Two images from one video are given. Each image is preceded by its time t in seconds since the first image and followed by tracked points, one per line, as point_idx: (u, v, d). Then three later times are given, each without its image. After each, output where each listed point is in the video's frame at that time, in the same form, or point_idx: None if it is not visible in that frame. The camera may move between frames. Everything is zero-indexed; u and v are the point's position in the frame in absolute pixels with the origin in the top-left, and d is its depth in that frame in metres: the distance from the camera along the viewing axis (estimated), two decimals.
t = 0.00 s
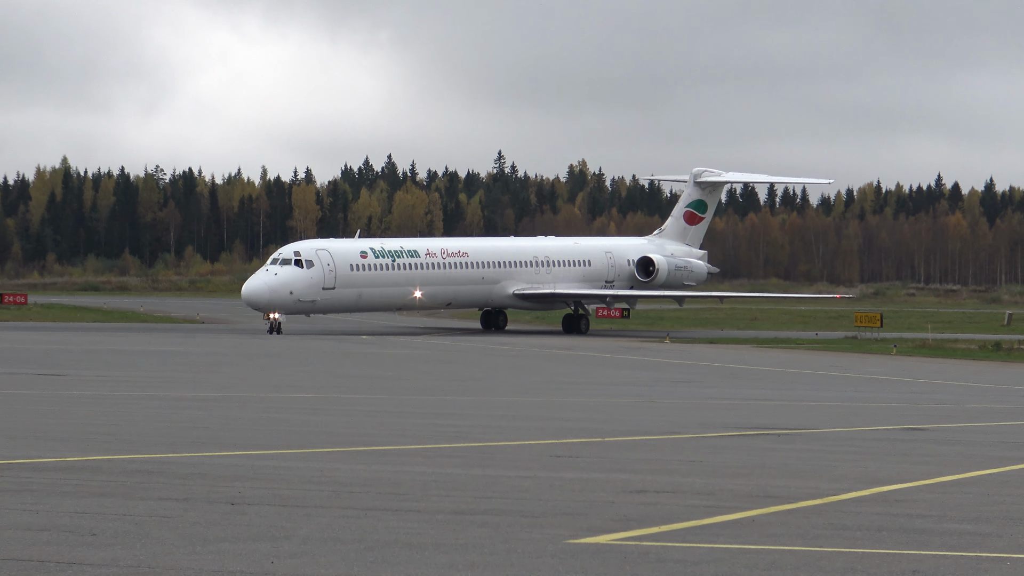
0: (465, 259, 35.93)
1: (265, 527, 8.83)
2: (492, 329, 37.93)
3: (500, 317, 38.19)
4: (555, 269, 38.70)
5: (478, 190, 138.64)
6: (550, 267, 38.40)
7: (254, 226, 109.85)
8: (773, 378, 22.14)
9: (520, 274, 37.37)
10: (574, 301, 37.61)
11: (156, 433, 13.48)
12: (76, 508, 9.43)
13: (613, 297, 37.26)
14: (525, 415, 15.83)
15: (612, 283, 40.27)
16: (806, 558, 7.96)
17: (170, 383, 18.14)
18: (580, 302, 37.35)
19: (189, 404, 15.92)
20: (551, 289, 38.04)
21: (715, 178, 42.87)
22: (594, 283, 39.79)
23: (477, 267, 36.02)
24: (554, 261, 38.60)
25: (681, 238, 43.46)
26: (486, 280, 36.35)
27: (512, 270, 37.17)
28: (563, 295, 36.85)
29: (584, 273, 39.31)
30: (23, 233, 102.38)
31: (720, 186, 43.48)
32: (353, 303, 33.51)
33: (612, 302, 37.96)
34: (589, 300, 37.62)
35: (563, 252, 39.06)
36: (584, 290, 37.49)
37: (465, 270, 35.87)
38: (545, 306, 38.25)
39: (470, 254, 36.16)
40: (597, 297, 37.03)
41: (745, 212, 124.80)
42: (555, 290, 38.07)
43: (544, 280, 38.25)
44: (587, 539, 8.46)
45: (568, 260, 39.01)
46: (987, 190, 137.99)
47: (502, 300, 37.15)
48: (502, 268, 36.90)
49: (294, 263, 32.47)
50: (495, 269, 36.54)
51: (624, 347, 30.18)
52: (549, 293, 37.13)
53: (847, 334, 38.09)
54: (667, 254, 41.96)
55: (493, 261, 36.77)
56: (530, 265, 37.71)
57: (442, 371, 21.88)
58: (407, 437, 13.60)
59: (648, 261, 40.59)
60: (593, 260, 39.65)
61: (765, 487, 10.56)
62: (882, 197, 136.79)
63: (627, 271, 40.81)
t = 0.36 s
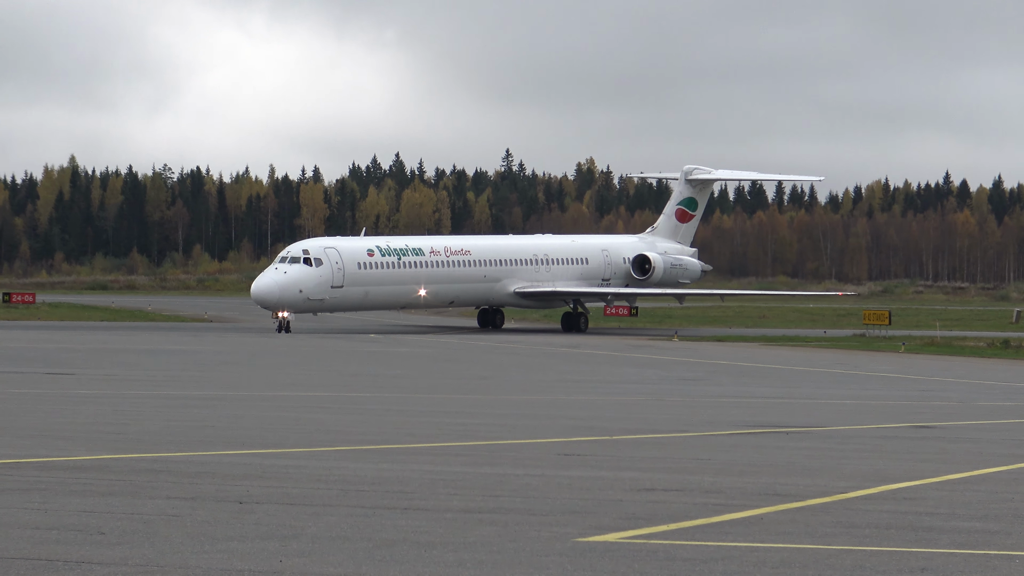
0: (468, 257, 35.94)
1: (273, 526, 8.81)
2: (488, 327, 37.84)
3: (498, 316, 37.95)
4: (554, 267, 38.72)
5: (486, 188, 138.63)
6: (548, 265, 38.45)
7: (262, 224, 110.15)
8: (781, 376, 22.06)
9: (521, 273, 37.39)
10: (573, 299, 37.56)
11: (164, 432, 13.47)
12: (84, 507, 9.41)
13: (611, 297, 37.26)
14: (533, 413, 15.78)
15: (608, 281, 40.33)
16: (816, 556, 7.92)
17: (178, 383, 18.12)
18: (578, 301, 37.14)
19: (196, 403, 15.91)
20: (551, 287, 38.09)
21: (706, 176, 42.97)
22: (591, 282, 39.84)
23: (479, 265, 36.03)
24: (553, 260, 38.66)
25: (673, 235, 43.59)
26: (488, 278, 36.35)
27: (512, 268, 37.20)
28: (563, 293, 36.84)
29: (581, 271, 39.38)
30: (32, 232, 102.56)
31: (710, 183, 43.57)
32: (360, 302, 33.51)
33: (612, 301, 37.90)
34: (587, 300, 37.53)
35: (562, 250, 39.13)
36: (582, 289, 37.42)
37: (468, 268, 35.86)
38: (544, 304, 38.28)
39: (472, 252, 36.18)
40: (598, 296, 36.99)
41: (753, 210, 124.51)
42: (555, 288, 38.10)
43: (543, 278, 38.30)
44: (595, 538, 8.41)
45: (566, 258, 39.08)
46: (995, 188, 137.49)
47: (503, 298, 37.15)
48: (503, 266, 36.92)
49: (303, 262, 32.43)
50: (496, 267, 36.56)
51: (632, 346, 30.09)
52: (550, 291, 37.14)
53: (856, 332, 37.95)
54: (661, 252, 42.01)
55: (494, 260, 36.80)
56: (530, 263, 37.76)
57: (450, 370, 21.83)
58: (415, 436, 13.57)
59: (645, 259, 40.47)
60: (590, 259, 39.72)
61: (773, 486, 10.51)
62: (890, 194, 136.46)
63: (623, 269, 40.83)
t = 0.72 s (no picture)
0: (468, 259, 35.97)
1: (278, 528, 8.81)
2: (483, 330, 37.61)
3: (493, 317, 37.92)
4: (550, 268, 38.77)
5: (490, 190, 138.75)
6: (544, 267, 38.49)
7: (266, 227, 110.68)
8: (785, 377, 22.04)
9: (518, 274, 37.43)
10: (569, 301, 37.47)
11: (168, 435, 13.49)
12: (91, 509, 9.44)
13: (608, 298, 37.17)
14: (535, 415, 15.78)
15: (601, 282, 40.36)
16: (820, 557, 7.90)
17: (183, 386, 18.15)
18: (574, 302, 37.05)
19: (200, 406, 15.92)
20: (548, 289, 38.13)
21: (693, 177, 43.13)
22: (585, 283, 39.87)
23: (479, 267, 36.06)
24: (549, 261, 38.70)
25: (661, 237, 43.69)
26: (487, 280, 36.38)
27: (510, 269, 37.24)
28: (559, 294, 36.78)
29: (576, 273, 39.41)
30: (37, 235, 102.73)
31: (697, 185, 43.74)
32: (365, 304, 33.52)
33: (608, 302, 37.89)
34: (583, 301, 37.38)
35: (557, 251, 39.17)
36: (578, 290, 37.30)
37: (468, 269, 35.89)
38: (540, 306, 38.30)
39: (472, 254, 36.21)
40: (595, 297, 36.91)
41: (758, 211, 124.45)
42: (551, 289, 38.14)
43: (540, 279, 38.34)
44: (600, 539, 8.41)
45: (561, 260, 39.14)
46: (999, 188, 137.56)
47: (501, 300, 37.18)
48: (501, 268, 36.96)
49: (309, 264, 32.42)
50: (495, 268, 36.60)
51: (637, 347, 30.09)
52: (548, 292, 37.20)
53: (860, 333, 37.90)
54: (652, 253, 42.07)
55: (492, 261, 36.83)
56: (527, 265, 37.79)
57: (454, 372, 21.84)
58: (419, 438, 13.58)
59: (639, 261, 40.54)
60: (584, 260, 39.77)
61: (777, 487, 10.50)
62: (894, 195, 136.41)
63: (616, 270, 40.85)
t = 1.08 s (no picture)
0: (469, 262, 35.99)
1: (283, 531, 8.80)
2: (477, 332, 37.44)
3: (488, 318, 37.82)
4: (546, 271, 38.77)
5: (494, 193, 138.77)
6: (541, 269, 38.50)
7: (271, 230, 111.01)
8: (790, 380, 21.98)
9: (516, 277, 37.44)
10: (566, 303, 37.40)
11: (173, 437, 13.48)
12: (95, 513, 9.42)
13: (605, 301, 36.98)
14: (540, 417, 15.75)
15: (595, 285, 40.35)
16: (827, 559, 7.87)
17: (187, 388, 18.15)
18: (571, 305, 36.97)
19: (205, 409, 15.90)
20: (545, 291, 38.13)
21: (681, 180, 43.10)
22: (579, 286, 39.85)
23: (479, 269, 36.07)
24: (546, 263, 38.71)
25: (650, 239, 43.70)
26: (487, 282, 36.37)
27: (509, 272, 37.24)
28: (556, 297, 36.68)
29: (571, 275, 39.41)
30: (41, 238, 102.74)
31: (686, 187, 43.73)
32: (370, 307, 33.49)
33: (604, 306, 37.76)
34: (580, 304, 37.25)
35: (553, 254, 39.20)
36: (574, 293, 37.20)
37: (469, 272, 35.90)
38: (538, 308, 38.22)
39: (472, 256, 36.23)
40: (592, 301, 36.75)
41: (763, 213, 124.37)
42: (549, 292, 38.15)
43: (537, 282, 38.32)
44: (606, 542, 8.38)
45: (557, 263, 39.15)
46: (1005, 190, 137.23)
47: (500, 303, 37.15)
48: (500, 270, 36.98)
49: (316, 267, 32.40)
50: (494, 271, 36.61)
51: (642, 350, 30.04)
52: (545, 295, 37.23)
53: (865, 335, 37.83)
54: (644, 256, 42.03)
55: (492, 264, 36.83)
56: (525, 268, 37.81)
57: (457, 375, 21.82)
58: (425, 441, 13.56)
59: (631, 262, 40.55)
60: (579, 263, 39.78)
61: (784, 489, 10.46)
62: (899, 198, 136.25)
63: (610, 273, 40.83)
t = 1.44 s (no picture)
0: (467, 264, 36.03)
1: (284, 534, 8.78)
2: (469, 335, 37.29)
3: (479, 322, 37.47)
4: (541, 274, 38.79)
5: (497, 196, 138.94)
6: (535, 272, 38.52)
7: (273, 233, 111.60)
8: (792, 382, 21.95)
9: (513, 280, 37.47)
10: (560, 306, 37.40)
11: (174, 440, 13.47)
12: (97, 515, 9.42)
13: (600, 305, 36.96)
14: (540, 420, 15.73)
15: (586, 288, 40.36)
16: (829, 563, 7.84)
17: (189, 391, 18.14)
18: (566, 307, 36.95)
19: (207, 411, 15.90)
20: (539, 294, 38.14)
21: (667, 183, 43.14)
22: (572, 289, 39.85)
23: (477, 271, 36.12)
24: (540, 266, 38.74)
25: (636, 242, 43.81)
26: (485, 285, 36.40)
27: (506, 275, 37.27)
28: (551, 299, 36.65)
29: (564, 278, 39.42)
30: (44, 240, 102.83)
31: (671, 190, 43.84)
32: (373, 309, 33.48)
33: (599, 309, 37.73)
34: (574, 307, 37.24)
35: (546, 257, 39.24)
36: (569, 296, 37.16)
37: (468, 275, 35.93)
38: (532, 311, 38.20)
39: (470, 259, 36.26)
40: (587, 304, 36.73)
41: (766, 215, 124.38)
42: (543, 295, 38.15)
43: (532, 285, 38.34)
44: (608, 544, 8.37)
45: (550, 266, 39.20)
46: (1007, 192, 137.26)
47: (496, 306, 37.17)
48: (497, 273, 37.02)
49: (322, 268, 32.33)
50: (491, 274, 36.65)
51: (644, 353, 30.02)
52: (540, 297, 37.27)
53: (867, 338, 37.79)
54: (633, 259, 42.16)
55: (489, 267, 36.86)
56: (521, 270, 37.84)
57: (458, 377, 21.80)
58: (426, 443, 13.55)
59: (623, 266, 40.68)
60: (572, 266, 39.82)
61: (786, 492, 10.43)
62: (901, 200, 136.34)
63: (600, 276, 40.90)
